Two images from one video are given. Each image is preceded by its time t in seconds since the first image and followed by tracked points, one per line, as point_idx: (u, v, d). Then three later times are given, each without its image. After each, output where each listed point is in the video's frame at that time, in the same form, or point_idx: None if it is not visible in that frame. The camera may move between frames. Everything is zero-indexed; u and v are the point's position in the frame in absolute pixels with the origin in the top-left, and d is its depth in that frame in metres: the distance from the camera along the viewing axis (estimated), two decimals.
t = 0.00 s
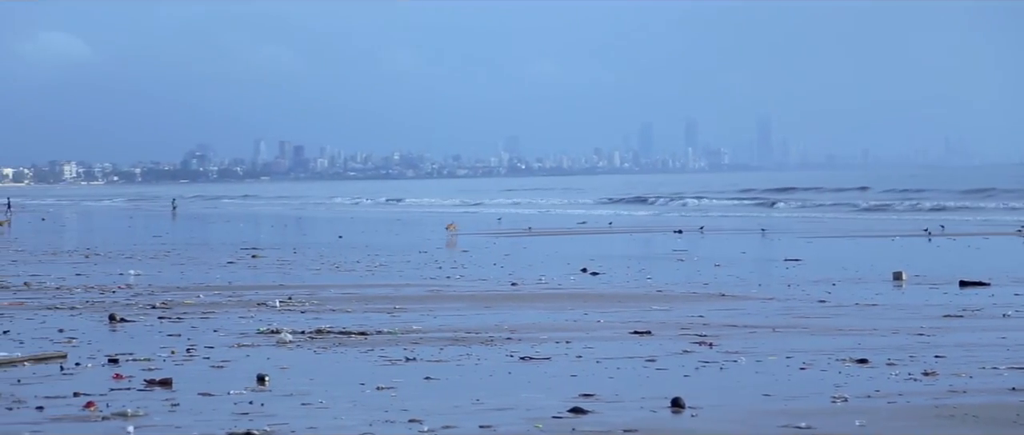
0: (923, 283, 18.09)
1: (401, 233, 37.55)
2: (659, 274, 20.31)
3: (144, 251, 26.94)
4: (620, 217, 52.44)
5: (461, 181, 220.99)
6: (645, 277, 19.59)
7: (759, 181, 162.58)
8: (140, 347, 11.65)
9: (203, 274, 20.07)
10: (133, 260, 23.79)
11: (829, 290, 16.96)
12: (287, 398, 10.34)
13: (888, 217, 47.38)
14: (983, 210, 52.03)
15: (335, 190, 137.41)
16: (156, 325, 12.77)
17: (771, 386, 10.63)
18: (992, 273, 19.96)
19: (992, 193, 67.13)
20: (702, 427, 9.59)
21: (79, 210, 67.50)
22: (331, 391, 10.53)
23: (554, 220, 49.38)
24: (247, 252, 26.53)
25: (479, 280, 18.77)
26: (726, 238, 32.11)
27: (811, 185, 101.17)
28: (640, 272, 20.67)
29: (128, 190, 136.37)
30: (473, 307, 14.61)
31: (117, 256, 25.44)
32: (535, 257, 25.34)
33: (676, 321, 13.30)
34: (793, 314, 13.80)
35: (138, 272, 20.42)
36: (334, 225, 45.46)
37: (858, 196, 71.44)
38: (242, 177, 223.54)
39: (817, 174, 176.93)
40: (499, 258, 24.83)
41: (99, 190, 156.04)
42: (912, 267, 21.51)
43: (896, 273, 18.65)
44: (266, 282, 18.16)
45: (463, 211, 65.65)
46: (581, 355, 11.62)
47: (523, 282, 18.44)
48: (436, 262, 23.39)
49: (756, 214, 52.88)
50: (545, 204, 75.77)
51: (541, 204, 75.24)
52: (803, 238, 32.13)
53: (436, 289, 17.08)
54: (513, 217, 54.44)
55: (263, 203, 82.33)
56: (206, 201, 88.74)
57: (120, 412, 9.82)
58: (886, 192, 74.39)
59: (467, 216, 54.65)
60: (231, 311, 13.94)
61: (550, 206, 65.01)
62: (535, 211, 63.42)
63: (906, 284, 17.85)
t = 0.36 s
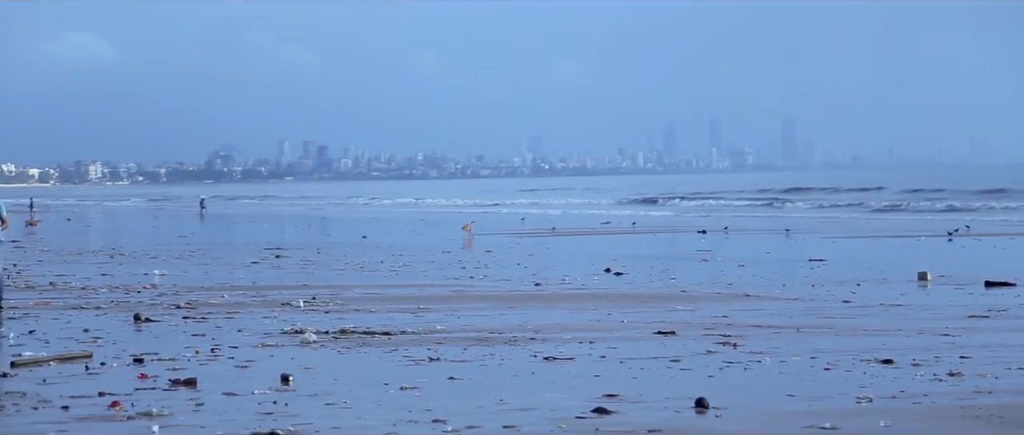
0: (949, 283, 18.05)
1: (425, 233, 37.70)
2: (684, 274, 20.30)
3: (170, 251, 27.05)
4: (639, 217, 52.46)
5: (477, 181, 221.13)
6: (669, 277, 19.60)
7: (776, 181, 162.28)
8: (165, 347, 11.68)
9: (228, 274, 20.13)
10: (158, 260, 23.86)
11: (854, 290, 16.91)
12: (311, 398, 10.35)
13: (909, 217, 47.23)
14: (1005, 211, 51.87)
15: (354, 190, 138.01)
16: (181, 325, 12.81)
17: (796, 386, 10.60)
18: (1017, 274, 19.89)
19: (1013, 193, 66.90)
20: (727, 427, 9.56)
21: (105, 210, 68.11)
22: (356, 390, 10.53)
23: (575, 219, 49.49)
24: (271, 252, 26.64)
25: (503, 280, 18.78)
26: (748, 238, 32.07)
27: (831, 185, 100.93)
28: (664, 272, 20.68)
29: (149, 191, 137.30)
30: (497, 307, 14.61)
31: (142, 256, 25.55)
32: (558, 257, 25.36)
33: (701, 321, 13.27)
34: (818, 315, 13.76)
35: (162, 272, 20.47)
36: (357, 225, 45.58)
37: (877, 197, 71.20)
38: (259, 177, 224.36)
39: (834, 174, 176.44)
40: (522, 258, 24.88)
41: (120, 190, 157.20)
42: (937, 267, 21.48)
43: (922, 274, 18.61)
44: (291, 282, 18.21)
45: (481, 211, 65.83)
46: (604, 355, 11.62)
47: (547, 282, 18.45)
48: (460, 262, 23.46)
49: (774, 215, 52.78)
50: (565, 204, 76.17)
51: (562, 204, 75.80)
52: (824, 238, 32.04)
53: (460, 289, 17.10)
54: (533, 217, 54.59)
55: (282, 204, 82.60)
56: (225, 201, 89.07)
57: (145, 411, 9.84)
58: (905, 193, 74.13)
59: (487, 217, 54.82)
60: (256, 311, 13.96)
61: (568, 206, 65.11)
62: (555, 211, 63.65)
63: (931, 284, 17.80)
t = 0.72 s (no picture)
0: (969, 283, 18.03)
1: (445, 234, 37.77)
2: (703, 274, 20.31)
3: (191, 251, 27.17)
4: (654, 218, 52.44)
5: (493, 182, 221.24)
6: (689, 277, 19.63)
7: (788, 182, 162.10)
8: (186, 347, 11.71)
9: (248, 274, 20.21)
10: (178, 260, 23.90)
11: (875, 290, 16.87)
12: (331, 398, 10.36)
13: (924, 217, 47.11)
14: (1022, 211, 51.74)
15: (370, 191, 138.41)
16: (202, 324, 12.84)
17: (815, 386, 10.58)
18: None
19: None
20: (746, 427, 9.55)
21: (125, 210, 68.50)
22: (376, 390, 10.54)
23: (592, 220, 49.57)
24: (292, 252, 26.76)
25: (523, 280, 18.83)
26: (764, 239, 32.04)
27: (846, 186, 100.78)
28: (683, 272, 20.70)
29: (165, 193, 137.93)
30: (517, 307, 14.63)
31: (163, 255, 25.68)
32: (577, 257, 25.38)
33: (720, 321, 13.27)
34: (838, 315, 13.75)
35: (183, 271, 20.53)
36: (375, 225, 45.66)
37: (891, 198, 71.01)
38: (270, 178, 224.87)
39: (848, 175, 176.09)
40: (542, 258, 24.94)
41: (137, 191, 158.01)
42: (957, 267, 21.44)
43: (942, 274, 18.59)
44: (312, 282, 18.28)
45: (495, 211, 65.93)
46: (624, 355, 11.62)
47: (567, 282, 18.50)
48: (479, 262, 23.54)
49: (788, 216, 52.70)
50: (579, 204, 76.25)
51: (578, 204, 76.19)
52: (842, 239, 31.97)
53: (480, 289, 17.13)
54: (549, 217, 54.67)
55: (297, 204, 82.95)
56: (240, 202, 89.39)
57: (166, 411, 9.87)
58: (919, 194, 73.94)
59: (503, 217, 54.95)
60: (276, 311, 14.00)
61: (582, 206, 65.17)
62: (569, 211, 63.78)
63: (951, 284, 17.77)
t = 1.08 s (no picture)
0: (987, 283, 17.98)
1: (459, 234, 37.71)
2: (719, 274, 20.29)
3: (208, 251, 27.21)
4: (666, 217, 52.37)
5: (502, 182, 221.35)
6: (705, 277, 19.63)
7: (799, 182, 161.75)
8: (202, 347, 11.72)
9: (265, 273, 20.23)
10: (194, 260, 23.88)
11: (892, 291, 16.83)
12: (348, 398, 10.36)
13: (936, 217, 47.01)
14: None
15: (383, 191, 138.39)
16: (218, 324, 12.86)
17: (832, 387, 10.56)
18: None
19: None
20: (763, 428, 9.54)
21: (140, 210, 68.52)
22: (393, 390, 10.54)
23: (604, 220, 49.55)
24: (308, 252, 26.75)
25: (539, 280, 18.83)
26: (777, 239, 31.96)
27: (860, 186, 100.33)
28: (699, 272, 20.69)
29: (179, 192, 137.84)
30: (533, 307, 14.63)
31: (179, 255, 25.70)
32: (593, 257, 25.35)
33: (737, 321, 13.25)
34: (855, 315, 13.73)
35: (200, 271, 20.51)
36: (388, 225, 45.61)
37: (903, 198, 70.77)
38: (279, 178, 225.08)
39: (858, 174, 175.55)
40: (558, 258, 24.94)
41: (151, 191, 158.22)
42: (974, 268, 21.41)
43: (959, 274, 18.56)
44: (328, 282, 18.30)
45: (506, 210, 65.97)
46: (640, 355, 11.61)
47: (583, 282, 18.51)
48: (496, 262, 23.55)
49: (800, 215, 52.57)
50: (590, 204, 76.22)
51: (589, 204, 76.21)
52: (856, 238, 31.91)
53: (496, 289, 17.14)
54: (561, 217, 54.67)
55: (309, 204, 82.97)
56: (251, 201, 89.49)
57: (183, 410, 9.88)
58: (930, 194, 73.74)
59: (516, 217, 54.95)
60: (293, 311, 14.01)
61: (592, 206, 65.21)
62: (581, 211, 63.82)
63: (968, 284, 17.75)
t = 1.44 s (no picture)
0: (1002, 284, 17.93)
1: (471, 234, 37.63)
2: (733, 274, 20.24)
3: (221, 251, 27.18)
4: (677, 217, 52.28)
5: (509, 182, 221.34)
6: (719, 277, 19.59)
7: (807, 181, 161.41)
8: (216, 347, 11.74)
9: (278, 274, 20.21)
10: (208, 260, 23.88)
11: (907, 291, 16.79)
12: (362, 397, 10.37)
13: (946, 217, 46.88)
14: None
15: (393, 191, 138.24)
16: (231, 324, 12.87)
17: (846, 387, 10.55)
18: None
19: None
20: (777, 428, 9.53)
21: (152, 211, 68.58)
22: (406, 390, 10.55)
23: (615, 220, 49.46)
24: (322, 252, 26.66)
25: (552, 280, 18.81)
26: (788, 239, 31.90)
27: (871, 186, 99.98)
28: (713, 272, 20.66)
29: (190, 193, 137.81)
30: (546, 306, 14.62)
31: (191, 255, 25.68)
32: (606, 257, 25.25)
33: (751, 321, 13.24)
34: (869, 315, 13.71)
35: (213, 271, 20.48)
36: (400, 224, 45.56)
37: (913, 198, 70.55)
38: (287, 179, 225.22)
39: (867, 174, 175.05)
40: (571, 258, 24.91)
41: (161, 191, 158.37)
42: (988, 268, 21.34)
43: (974, 274, 18.51)
44: (341, 282, 18.29)
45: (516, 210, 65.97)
46: (654, 355, 11.61)
47: (596, 282, 18.49)
48: (509, 262, 23.53)
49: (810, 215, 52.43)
50: (600, 204, 75.63)
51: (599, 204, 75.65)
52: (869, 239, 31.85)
53: (510, 289, 17.13)
54: (572, 217, 54.59)
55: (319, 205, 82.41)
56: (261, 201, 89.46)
57: (196, 410, 9.89)
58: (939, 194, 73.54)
59: (526, 216, 54.90)
60: (307, 310, 14.01)
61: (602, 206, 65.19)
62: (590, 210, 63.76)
63: (983, 284, 17.72)
